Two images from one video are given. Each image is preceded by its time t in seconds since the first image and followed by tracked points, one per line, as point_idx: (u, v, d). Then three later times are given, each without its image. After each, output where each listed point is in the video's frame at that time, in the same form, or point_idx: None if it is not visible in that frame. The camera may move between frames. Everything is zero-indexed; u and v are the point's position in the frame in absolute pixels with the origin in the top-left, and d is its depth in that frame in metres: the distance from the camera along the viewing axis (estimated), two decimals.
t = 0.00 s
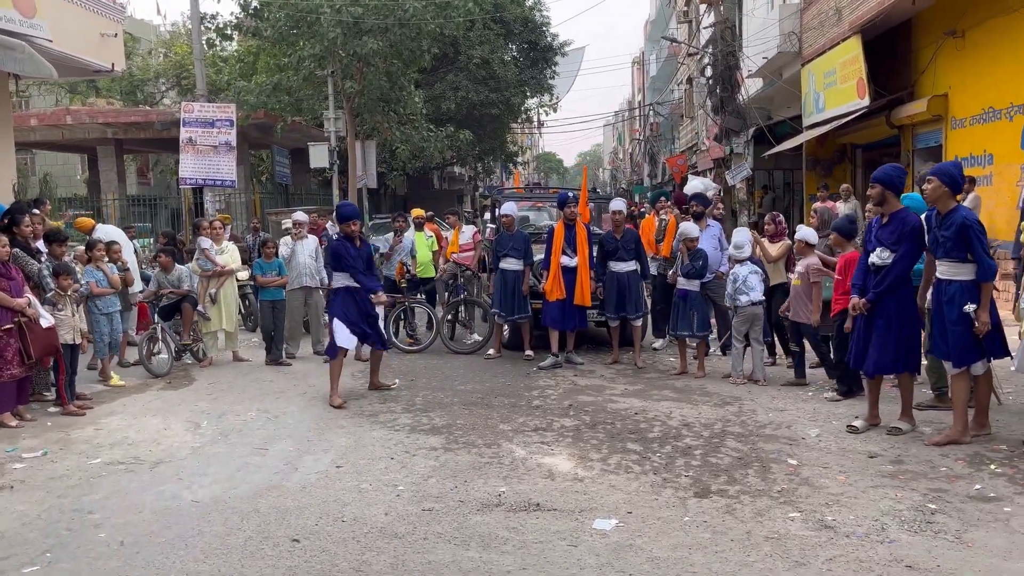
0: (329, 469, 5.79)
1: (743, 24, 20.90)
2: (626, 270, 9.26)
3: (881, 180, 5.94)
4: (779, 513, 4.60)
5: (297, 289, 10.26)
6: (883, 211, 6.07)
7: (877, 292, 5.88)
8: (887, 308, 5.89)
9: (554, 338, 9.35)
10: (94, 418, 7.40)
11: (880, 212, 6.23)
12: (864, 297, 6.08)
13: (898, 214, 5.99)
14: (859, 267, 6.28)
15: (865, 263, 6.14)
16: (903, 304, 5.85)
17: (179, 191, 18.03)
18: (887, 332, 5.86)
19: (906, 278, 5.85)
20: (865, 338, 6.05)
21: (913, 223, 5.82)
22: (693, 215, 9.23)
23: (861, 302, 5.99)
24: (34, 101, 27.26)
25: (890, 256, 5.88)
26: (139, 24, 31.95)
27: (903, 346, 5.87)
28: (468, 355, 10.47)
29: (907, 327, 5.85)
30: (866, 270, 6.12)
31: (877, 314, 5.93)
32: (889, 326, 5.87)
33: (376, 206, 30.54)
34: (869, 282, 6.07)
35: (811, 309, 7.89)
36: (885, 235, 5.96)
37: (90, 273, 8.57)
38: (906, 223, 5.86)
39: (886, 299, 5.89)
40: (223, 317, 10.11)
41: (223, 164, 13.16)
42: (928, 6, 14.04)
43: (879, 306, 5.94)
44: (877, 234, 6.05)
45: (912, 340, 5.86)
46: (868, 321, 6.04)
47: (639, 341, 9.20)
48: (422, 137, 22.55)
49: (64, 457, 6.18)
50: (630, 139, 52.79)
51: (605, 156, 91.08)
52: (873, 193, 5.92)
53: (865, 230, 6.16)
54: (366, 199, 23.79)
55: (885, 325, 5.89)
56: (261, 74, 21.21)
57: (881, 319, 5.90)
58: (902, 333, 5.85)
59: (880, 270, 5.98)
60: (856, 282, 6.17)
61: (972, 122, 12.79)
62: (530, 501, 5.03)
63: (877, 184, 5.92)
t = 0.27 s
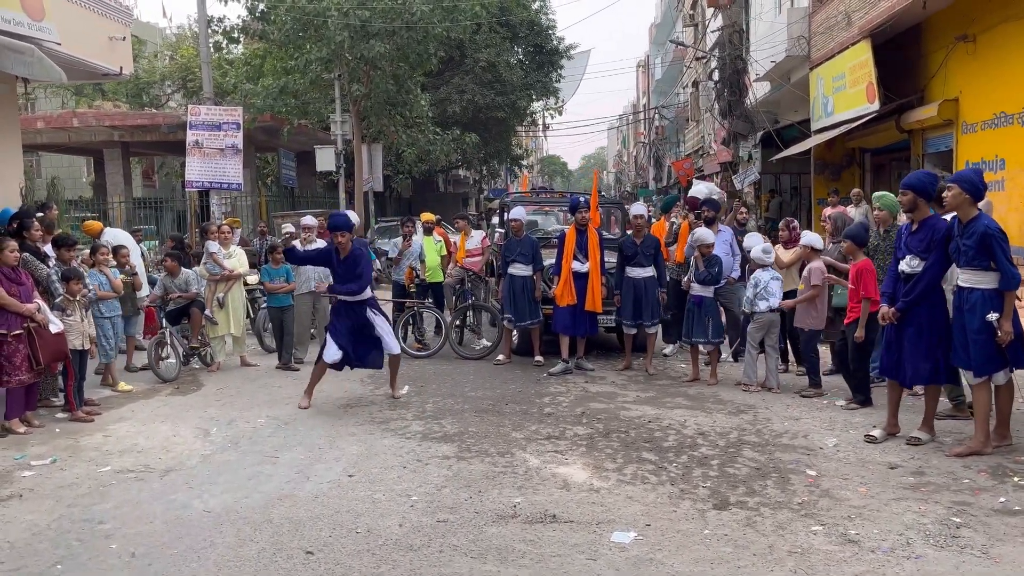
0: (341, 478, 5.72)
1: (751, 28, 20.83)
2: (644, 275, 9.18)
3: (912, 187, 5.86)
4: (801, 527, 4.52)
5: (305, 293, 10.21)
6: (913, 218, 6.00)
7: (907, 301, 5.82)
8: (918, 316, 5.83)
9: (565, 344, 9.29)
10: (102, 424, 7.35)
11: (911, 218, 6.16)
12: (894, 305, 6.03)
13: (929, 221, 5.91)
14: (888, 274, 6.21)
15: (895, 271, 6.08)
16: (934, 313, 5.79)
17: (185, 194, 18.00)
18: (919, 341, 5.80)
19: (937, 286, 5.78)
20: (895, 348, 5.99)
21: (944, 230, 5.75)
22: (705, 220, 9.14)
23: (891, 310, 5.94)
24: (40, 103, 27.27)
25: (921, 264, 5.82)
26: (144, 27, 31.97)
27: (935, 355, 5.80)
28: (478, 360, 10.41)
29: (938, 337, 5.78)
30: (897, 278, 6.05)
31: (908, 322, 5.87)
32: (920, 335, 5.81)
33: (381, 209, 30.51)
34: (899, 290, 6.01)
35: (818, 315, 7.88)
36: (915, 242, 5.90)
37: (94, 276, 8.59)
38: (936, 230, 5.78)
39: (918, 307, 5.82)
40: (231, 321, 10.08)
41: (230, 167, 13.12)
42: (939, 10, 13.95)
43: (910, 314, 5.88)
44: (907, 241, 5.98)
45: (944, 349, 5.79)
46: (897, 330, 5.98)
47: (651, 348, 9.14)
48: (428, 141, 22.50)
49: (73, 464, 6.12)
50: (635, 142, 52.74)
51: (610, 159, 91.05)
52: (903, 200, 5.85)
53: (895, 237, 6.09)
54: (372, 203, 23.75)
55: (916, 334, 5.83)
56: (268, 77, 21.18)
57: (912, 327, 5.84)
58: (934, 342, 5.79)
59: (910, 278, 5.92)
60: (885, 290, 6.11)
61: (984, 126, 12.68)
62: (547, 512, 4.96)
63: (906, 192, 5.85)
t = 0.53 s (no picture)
0: (349, 485, 5.67)
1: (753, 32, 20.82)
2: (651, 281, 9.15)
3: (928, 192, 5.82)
4: (817, 536, 4.47)
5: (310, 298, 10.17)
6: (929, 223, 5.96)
7: (922, 306, 5.79)
8: (934, 322, 5.79)
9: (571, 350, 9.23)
10: (106, 430, 7.29)
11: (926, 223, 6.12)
12: (909, 311, 5.99)
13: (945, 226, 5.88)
14: (903, 279, 6.18)
15: (910, 276, 6.04)
16: (950, 319, 5.75)
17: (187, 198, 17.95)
18: (934, 347, 5.77)
19: (953, 292, 5.74)
20: (910, 353, 5.96)
21: (961, 234, 5.71)
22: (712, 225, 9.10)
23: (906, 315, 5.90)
24: (40, 107, 27.22)
25: (936, 269, 5.78)
26: (145, 31, 31.94)
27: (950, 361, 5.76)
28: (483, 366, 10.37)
29: (954, 343, 5.74)
30: (911, 283, 6.02)
31: (923, 328, 5.84)
32: (935, 341, 5.77)
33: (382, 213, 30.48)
34: (913, 296, 5.97)
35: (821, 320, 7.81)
36: (930, 248, 5.86)
37: (95, 280, 8.52)
38: (952, 235, 5.75)
39: (933, 312, 5.79)
40: (234, 326, 10.02)
41: (232, 172, 13.08)
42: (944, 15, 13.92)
43: (925, 320, 5.85)
44: (922, 246, 5.94)
45: (960, 355, 5.75)
46: (912, 335, 5.94)
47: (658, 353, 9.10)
48: (430, 145, 22.49)
49: (78, 471, 6.06)
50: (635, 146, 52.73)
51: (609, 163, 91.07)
52: (919, 205, 5.81)
53: (910, 242, 6.06)
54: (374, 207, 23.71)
55: (931, 340, 5.79)
56: (269, 81, 21.15)
57: (928, 333, 5.80)
58: (949, 348, 5.74)
59: (925, 283, 5.88)
60: (899, 295, 6.07)
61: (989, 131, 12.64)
62: (558, 520, 4.91)
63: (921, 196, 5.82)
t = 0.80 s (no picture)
0: (347, 491, 5.63)
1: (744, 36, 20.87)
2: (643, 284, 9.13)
3: (926, 194, 5.81)
4: (820, 540, 4.46)
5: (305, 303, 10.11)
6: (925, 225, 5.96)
7: (919, 309, 5.80)
8: (930, 325, 5.80)
9: (567, 353, 9.22)
10: (100, 437, 7.22)
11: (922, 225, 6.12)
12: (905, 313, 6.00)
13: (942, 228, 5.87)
14: (899, 281, 6.18)
15: (906, 278, 6.04)
16: (947, 322, 5.75)
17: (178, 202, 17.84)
18: (931, 350, 5.77)
19: (949, 295, 5.75)
20: (905, 356, 5.97)
21: (958, 237, 5.71)
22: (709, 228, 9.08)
23: (902, 318, 5.90)
24: (28, 110, 27.03)
25: (933, 272, 5.78)
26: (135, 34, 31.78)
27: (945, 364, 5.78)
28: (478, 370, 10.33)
29: (951, 346, 5.75)
30: (908, 286, 6.02)
31: (919, 331, 5.85)
32: (931, 344, 5.78)
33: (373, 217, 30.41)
34: (910, 299, 5.98)
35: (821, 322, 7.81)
36: (927, 250, 5.85)
37: (87, 285, 8.45)
38: (950, 237, 5.74)
39: (930, 315, 5.80)
40: (229, 331, 9.91)
41: (224, 175, 13.01)
42: (934, 19, 14.00)
43: (921, 323, 5.86)
44: (919, 249, 5.94)
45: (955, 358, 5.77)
46: (908, 338, 5.95)
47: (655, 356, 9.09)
48: (422, 148, 22.45)
49: (72, 479, 6.00)
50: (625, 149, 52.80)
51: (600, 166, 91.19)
52: (917, 207, 5.80)
53: (907, 244, 6.05)
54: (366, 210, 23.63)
55: (927, 343, 5.80)
56: (261, 84, 21.07)
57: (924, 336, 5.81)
58: (945, 351, 5.76)
59: (922, 285, 5.88)
60: (896, 298, 6.08)
61: (980, 134, 12.70)
62: (559, 526, 4.88)
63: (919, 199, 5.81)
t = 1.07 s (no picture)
0: (329, 495, 5.59)
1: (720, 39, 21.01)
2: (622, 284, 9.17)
3: (901, 195, 5.88)
4: (803, 539, 4.49)
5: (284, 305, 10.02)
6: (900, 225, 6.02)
7: (893, 309, 5.86)
8: (904, 325, 5.86)
9: (547, 354, 9.22)
10: (76, 442, 7.11)
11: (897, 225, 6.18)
12: (880, 313, 6.06)
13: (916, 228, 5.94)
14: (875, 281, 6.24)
15: (882, 278, 6.11)
16: (921, 321, 5.82)
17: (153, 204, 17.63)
18: (905, 349, 5.84)
19: (923, 294, 5.82)
20: (880, 355, 6.04)
21: (932, 237, 5.77)
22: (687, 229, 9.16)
23: (877, 318, 5.97)
24: None
25: (907, 272, 5.85)
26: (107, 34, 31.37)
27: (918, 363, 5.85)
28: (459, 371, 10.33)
29: (925, 345, 5.82)
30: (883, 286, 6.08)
31: (893, 330, 5.91)
32: (904, 344, 5.86)
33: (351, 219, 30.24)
34: (885, 298, 6.05)
35: (800, 321, 7.90)
36: (902, 250, 5.91)
37: (61, 288, 8.32)
38: (924, 237, 5.81)
39: (904, 315, 5.86)
40: (206, 335, 9.85)
41: (199, 176, 12.87)
42: (907, 22, 14.18)
43: (895, 322, 5.92)
44: (894, 249, 6.00)
45: (929, 357, 5.84)
46: (883, 337, 6.02)
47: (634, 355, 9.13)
48: (400, 149, 22.37)
49: (48, 485, 5.90)
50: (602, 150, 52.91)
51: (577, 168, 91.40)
52: (892, 208, 5.87)
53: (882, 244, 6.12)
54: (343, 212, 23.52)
55: (901, 343, 5.87)
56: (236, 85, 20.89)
57: (898, 336, 5.88)
58: (918, 350, 5.83)
59: (896, 285, 5.95)
60: (872, 298, 6.14)
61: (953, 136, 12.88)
62: (543, 527, 4.87)
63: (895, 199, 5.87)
